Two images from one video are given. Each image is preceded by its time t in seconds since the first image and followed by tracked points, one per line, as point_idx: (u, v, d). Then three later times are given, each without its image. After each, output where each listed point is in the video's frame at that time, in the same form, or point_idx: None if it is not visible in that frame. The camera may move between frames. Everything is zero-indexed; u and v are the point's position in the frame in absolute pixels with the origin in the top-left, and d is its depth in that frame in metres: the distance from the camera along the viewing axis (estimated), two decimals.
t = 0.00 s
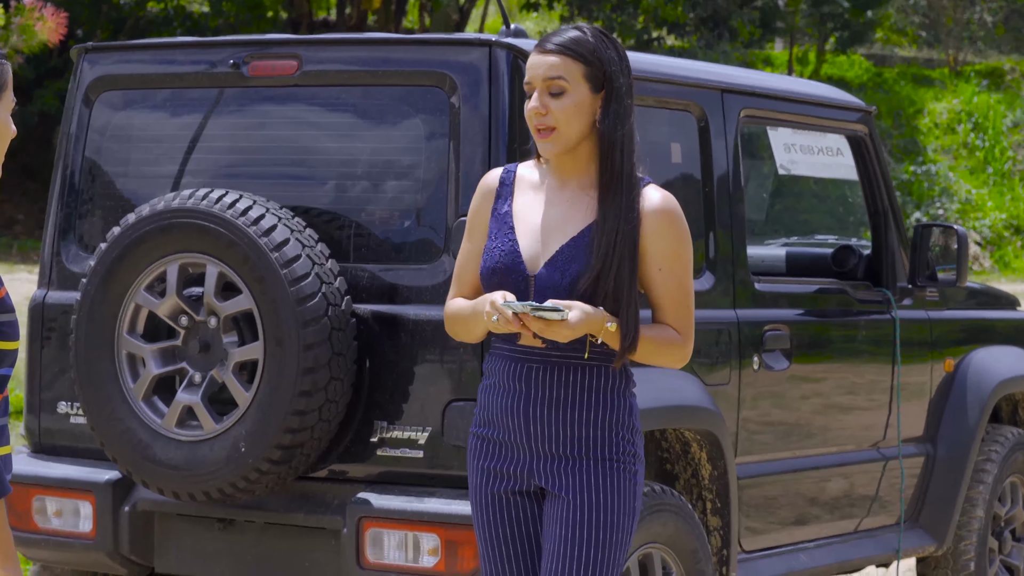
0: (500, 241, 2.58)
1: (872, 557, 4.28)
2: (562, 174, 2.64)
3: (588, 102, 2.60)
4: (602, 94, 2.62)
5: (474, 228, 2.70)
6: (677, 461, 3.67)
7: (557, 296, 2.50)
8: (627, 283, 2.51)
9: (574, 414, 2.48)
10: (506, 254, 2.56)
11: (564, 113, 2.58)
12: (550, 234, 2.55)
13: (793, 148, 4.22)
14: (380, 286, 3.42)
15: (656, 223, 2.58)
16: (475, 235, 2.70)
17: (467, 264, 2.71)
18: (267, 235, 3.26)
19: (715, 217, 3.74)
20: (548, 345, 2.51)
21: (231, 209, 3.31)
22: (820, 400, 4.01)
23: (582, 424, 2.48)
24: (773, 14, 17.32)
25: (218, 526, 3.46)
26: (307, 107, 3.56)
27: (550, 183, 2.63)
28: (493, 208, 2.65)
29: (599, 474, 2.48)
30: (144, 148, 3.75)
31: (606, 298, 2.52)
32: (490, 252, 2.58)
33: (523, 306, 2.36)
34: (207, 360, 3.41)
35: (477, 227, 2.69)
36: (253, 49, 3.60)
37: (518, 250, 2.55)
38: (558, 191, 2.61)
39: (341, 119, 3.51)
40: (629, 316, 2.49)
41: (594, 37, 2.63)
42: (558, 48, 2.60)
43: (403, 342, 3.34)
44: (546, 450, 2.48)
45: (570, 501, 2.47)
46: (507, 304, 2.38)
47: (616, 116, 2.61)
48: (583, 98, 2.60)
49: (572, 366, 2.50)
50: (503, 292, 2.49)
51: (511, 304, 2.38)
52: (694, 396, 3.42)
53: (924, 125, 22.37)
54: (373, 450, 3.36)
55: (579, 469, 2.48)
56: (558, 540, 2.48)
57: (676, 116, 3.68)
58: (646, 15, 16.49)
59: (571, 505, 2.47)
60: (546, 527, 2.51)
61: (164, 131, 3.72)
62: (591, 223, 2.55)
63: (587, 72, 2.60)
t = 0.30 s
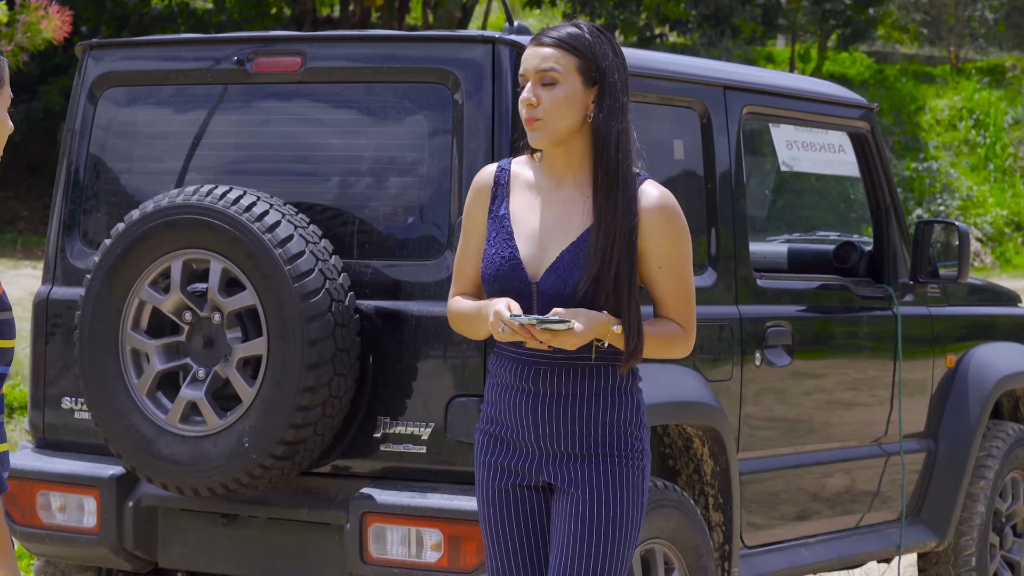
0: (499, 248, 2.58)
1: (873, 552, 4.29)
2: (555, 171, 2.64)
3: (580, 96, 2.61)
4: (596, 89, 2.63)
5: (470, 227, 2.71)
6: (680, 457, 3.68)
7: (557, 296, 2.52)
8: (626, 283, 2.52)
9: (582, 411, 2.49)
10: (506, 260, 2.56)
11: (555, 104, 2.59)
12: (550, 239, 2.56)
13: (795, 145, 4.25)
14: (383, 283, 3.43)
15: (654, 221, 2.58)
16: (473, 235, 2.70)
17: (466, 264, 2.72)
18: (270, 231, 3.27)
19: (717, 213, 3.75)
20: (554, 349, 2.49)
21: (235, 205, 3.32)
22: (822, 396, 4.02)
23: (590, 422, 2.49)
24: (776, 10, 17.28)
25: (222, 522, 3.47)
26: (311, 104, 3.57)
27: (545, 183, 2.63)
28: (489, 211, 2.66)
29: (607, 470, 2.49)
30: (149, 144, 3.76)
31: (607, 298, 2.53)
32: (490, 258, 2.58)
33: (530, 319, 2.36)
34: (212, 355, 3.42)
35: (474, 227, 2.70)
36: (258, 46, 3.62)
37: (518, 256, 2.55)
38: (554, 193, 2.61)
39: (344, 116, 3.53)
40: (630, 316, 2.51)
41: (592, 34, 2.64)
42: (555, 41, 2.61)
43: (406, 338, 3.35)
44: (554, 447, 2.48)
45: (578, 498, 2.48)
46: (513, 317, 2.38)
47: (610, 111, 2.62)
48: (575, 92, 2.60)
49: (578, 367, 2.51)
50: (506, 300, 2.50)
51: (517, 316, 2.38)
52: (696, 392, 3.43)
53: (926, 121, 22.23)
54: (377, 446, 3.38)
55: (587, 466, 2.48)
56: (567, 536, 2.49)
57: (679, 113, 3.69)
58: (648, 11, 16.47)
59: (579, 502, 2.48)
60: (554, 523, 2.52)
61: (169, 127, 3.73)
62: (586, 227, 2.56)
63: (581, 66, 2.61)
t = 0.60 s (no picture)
0: (504, 252, 2.58)
1: (878, 551, 4.30)
2: (558, 173, 2.63)
3: (584, 97, 2.60)
4: (602, 92, 2.63)
5: (476, 230, 2.70)
6: (684, 455, 3.68)
7: (558, 296, 2.51)
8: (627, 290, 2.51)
9: (589, 411, 2.48)
10: (512, 266, 2.56)
11: (559, 103, 2.59)
12: (555, 244, 2.55)
13: (800, 143, 4.26)
14: (388, 280, 3.43)
15: (656, 221, 2.58)
16: (479, 238, 2.70)
17: (475, 266, 2.72)
18: (275, 229, 3.27)
19: (722, 212, 3.75)
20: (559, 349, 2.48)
21: (240, 203, 3.33)
22: (826, 394, 4.02)
23: (597, 421, 2.48)
24: (780, 9, 17.26)
25: (227, 519, 3.47)
26: (316, 101, 3.57)
27: (548, 186, 2.63)
28: (493, 214, 2.66)
29: (614, 469, 2.49)
30: (153, 142, 3.76)
31: (608, 304, 2.50)
32: (495, 263, 2.59)
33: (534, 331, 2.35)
34: (216, 353, 3.42)
35: (480, 229, 2.70)
36: (262, 44, 3.62)
37: (523, 261, 2.55)
38: (556, 197, 2.61)
39: (349, 114, 3.52)
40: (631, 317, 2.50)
41: (601, 37, 2.64)
42: (563, 40, 2.61)
43: (410, 336, 3.35)
44: (561, 446, 2.48)
45: (586, 496, 2.48)
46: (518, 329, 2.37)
47: (614, 115, 2.62)
48: (580, 92, 2.60)
49: (584, 368, 2.50)
50: (511, 306, 2.49)
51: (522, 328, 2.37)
52: (701, 389, 3.43)
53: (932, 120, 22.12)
54: (381, 444, 3.38)
55: (595, 465, 2.48)
56: (574, 534, 2.49)
57: (683, 111, 3.69)
58: (653, 10, 16.62)
59: (587, 500, 2.48)
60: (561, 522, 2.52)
61: (174, 125, 3.73)
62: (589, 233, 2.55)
63: (588, 68, 2.61)
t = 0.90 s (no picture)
0: (507, 254, 2.58)
1: (882, 551, 4.30)
2: (560, 175, 2.64)
3: (591, 100, 2.60)
4: (610, 97, 2.63)
5: (480, 231, 2.70)
6: (688, 455, 3.68)
7: (561, 296, 2.51)
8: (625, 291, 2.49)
9: (598, 411, 2.48)
10: (516, 267, 2.56)
11: (565, 104, 2.58)
12: (558, 244, 2.55)
13: (804, 143, 4.25)
14: (393, 280, 3.43)
15: (656, 219, 2.55)
16: (483, 240, 2.70)
17: (479, 267, 2.72)
18: (280, 229, 3.27)
19: (726, 212, 3.75)
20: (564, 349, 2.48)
21: (245, 203, 3.32)
22: (830, 394, 4.02)
23: (606, 421, 2.48)
24: (785, 9, 17.24)
25: (231, 519, 3.47)
26: (321, 101, 3.57)
27: (551, 187, 2.63)
28: (497, 216, 2.66)
29: (623, 470, 2.48)
30: (158, 141, 3.76)
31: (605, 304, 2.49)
32: (499, 264, 2.59)
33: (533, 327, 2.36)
34: (221, 353, 3.42)
35: (484, 231, 2.70)
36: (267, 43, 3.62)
37: (526, 262, 2.56)
38: (558, 198, 2.61)
39: (354, 114, 3.52)
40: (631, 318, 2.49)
41: (613, 41, 2.65)
42: (574, 41, 2.62)
43: (415, 336, 3.35)
44: (570, 447, 2.48)
45: (594, 497, 2.48)
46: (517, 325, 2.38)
47: (621, 119, 2.62)
48: (588, 95, 2.60)
49: (589, 369, 2.49)
50: (514, 305, 2.50)
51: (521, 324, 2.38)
52: (706, 390, 3.43)
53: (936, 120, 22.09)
54: (386, 444, 3.37)
55: (603, 465, 2.48)
56: (583, 535, 2.49)
57: (688, 111, 3.69)
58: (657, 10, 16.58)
59: (595, 501, 2.48)
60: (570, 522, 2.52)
61: (179, 125, 3.73)
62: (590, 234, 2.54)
63: (598, 71, 2.61)
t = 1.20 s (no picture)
0: (512, 254, 2.59)
1: (885, 551, 4.30)
2: (565, 176, 2.64)
3: (594, 99, 2.60)
4: (613, 96, 2.63)
5: (486, 231, 2.71)
6: (692, 456, 3.68)
7: (565, 296, 2.51)
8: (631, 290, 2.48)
9: (604, 411, 2.48)
10: (520, 267, 2.56)
11: (568, 104, 2.58)
12: (561, 243, 2.55)
13: (808, 143, 4.26)
14: (397, 280, 3.43)
15: (661, 219, 2.54)
16: (489, 239, 2.71)
17: (485, 266, 2.73)
18: (284, 228, 3.26)
19: (730, 212, 3.75)
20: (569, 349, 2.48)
21: (248, 202, 3.32)
22: (834, 394, 4.02)
23: (613, 421, 2.48)
24: (789, 9, 17.24)
25: (235, 519, 3.47)
26: (325, 100, 3.57)
27: (556, 187, 2.63)
28: (501, 216, 2.66)
29: (629, 470, 2.48)
30: (162, 141, 3.76)
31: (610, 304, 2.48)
32: (504, 263, 2.59)
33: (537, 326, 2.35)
34: (224, 352, 3.42)
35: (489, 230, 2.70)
36: (270, 43, 3.62)
37: (530, 261, 2.56)
38: (563, 197, 2.61)
39: (358, 113, 3.53)
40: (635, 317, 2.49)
41: (616, 40, 2.64)
42: (576, 40, 2.61)
43: (419, 336, 3.35)
44: (577, 447, 2.48)
45: (600, 497, 2.48)
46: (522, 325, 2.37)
47: (624, 119, 2.62)
48: (591, 94, 2.60)
49: (594, 369, 2.49)
50: (518, 305, 2.50)
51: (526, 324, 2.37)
52: (709, 390, 3.43)
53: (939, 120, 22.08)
54: (390, 443, 3.38)
55: (609, 466, 2.48)
56: (589, 534, 2.49)
57: (692, 111, 3.69)
58: (661, 10, 16.51)
59: (601, 501, 2.48)
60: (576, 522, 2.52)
61: (182, 125, 3.73)
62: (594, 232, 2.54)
63: (601, 71, 2.61)
